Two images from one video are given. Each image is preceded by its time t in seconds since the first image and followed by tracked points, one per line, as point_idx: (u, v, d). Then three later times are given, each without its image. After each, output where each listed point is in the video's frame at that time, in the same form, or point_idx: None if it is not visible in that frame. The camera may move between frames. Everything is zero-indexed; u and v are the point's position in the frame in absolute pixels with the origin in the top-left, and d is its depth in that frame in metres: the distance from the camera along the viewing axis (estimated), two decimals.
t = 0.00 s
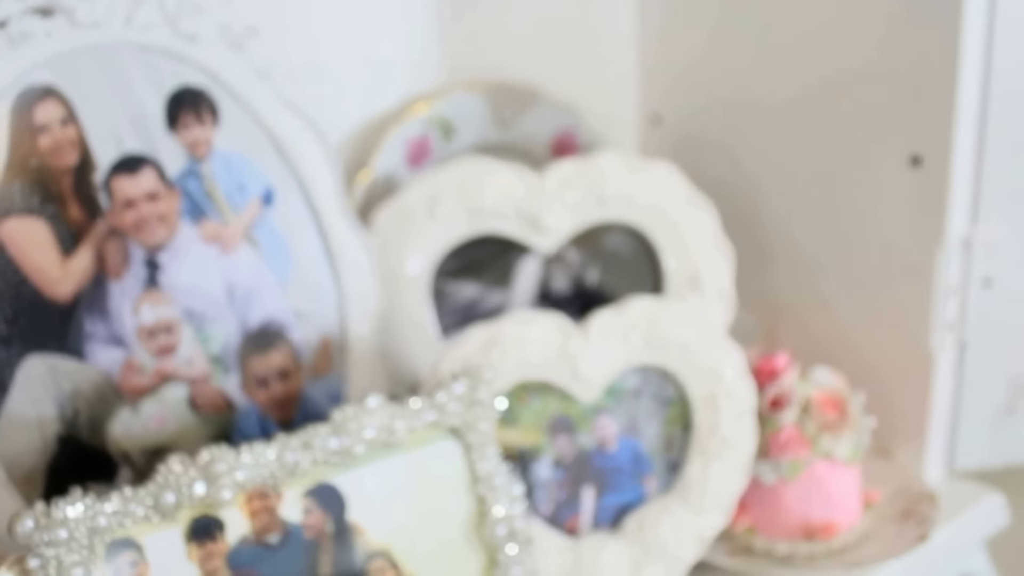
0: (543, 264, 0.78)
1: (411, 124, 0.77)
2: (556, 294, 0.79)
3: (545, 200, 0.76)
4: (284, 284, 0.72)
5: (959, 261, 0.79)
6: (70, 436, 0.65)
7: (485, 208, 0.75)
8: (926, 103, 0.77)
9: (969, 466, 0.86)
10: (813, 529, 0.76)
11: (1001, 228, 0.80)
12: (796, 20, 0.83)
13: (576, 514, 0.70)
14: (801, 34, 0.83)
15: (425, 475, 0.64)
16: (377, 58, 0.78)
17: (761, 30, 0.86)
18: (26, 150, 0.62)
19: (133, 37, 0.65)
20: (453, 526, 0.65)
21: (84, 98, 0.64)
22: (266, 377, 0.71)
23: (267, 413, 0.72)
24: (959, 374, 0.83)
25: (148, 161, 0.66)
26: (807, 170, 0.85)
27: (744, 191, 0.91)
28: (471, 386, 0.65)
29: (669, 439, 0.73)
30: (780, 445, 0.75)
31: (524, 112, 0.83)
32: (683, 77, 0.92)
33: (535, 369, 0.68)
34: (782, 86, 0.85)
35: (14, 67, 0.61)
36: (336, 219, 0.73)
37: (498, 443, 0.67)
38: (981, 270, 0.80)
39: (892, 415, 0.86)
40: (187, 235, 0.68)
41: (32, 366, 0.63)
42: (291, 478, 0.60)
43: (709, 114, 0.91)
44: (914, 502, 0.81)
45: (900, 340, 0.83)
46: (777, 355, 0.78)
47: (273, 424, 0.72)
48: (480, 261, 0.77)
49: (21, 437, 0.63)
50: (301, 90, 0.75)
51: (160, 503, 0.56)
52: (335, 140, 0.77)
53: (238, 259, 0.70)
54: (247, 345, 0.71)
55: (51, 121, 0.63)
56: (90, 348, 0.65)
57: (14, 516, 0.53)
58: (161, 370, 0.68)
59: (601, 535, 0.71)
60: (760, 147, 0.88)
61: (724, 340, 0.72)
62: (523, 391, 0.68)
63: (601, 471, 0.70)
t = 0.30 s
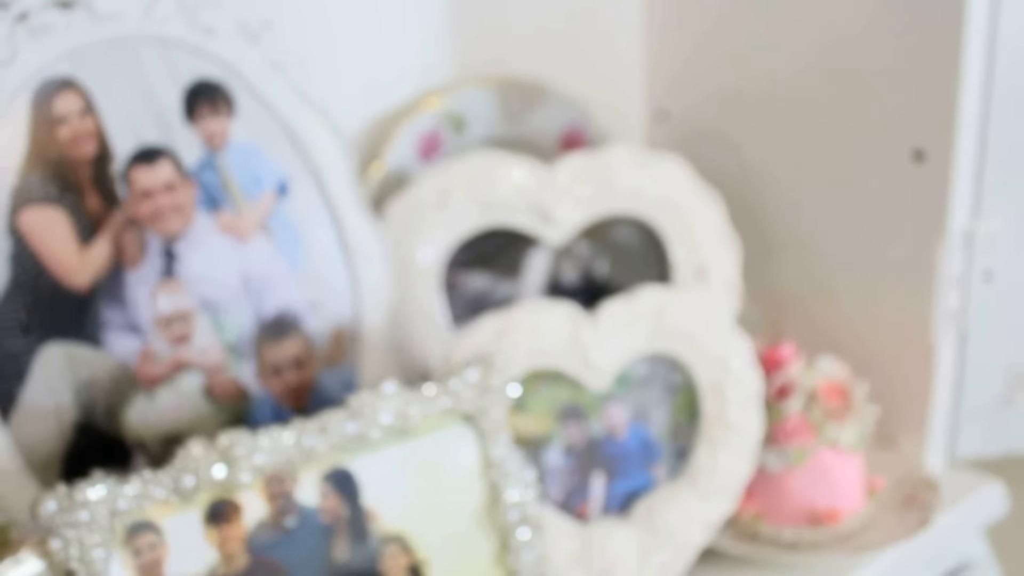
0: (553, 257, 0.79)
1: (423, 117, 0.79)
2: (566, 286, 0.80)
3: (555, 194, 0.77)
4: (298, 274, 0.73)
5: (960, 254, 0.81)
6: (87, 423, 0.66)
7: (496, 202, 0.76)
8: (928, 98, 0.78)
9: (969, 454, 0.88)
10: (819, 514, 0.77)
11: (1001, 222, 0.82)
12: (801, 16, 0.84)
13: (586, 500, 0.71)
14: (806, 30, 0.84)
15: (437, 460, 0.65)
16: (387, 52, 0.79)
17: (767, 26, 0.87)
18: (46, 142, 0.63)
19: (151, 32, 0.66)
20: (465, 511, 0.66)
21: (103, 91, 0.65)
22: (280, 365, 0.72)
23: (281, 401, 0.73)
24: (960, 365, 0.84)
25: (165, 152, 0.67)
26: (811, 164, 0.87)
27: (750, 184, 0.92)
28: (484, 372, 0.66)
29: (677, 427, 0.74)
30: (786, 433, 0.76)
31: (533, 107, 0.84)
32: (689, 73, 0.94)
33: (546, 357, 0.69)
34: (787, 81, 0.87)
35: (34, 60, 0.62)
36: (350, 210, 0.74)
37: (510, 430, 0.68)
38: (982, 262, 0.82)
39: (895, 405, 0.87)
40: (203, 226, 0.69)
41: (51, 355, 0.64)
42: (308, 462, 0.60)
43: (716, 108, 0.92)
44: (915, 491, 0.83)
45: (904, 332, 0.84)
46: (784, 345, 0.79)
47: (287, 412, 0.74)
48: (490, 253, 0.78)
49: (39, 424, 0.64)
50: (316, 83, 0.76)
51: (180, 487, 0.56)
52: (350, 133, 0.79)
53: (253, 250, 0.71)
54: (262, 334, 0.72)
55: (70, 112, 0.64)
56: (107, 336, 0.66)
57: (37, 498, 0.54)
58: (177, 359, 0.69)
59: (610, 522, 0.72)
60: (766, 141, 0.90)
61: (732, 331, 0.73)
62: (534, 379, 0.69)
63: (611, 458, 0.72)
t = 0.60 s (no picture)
0: (568, 252, 0.80)
1: (444, 113, 0.81)
2: (581, 280, 0.82)
3: (571, 189, 0.79)
4: (319, 267, 0.74)
5: (969, 249, 0.83)
6: (113, 410, 0.67)
7: (513, 198, 0.78)
8: (939, 96, 0.80)
9: (978, 445, 0.90)
10: (827, 503, 0.79)
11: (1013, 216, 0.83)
12: (812, 16, 0.86)
13: (601, 488, 0.73)
14: (817, 29, 0.86)
15: (459, 447, 0.66)
16: (408, 49, 0.81)
17: (778, 26, 0.89)
18: (77, 135, 0.64)
19: (179, 29, 0.68)
20: (486, 497, 0.68)
21: (132, 84, 0.66)
22: (302, 355, 0.74)
23: (303, 390, 0.74)
24: (968, 358, 0.86)
25: (191, 146, 0.69)
26: (820, 162, 0.89)
27: (761, 180, 0.94)
28: (506, 361, 0.68)
29: (692, 417, 0.75)
30: (796, 424, 0.78)
31: (550, 104, 0.86)
32: (701, 71, 0.95)
33: (565, 347, 0.71)
34: (797, 79, 0.89)
35: (67, 55, 0.64)
36: (372, 204, 0.75)
37: (530, 419, 0.70)
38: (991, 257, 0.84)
39: (903, 397, 0.89)
40: (228, 218, 0.71)
41: (79, 343, 0.65)
42: (334, 447, 0.62)
43: (727, 106, 0.94)
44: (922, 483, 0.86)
45: (914, 325, 0.86)
46: (797, 338, 0.82)
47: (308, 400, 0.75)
48: (508, 247, 0.80)
49: (66, 411, 0.66)
50: (340, 78, 0.77)
51: (211, 470, 0.58)
52: (371, 127, 0.80)
53: (277, 242, 0.72)
54: (285, 325, 0.73)
55: (100, 106, 0.65)
56: (134, 325, 0.67)
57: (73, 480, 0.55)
58: (201, 348, 0.70)
59: (625, 509, 0.74)
60: (776, 139, 0.91)
61: (746, 321, 0.75)
62: (553, 369, 0.71)
63: (627, 447, 0.73)
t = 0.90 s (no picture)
0: (586, 248, 0.82)
1: (463, 111, 0.82)
2: (600, 274, 0.83)
3: (590, 184, 0.80)
4: (347, 259, 0.76)
5: (980, 248, 0.85)
6: (147, 397, 0.69)
7: (534, 195, 0.80)
8: (951, 96, 0.82)
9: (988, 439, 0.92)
10: (842, 493, 0.81)
11: (1023, 214, 0.85)
12: (825, 19, 0.88)
13: (623, 477, 0.75)
14: (830, 31, 0.88)
15: (486, 434, 0.68)
16: (428, 47, 0.83)
17: (791, 28, 0.91)
18: (113, 130, 0.65)
19: (213, 27, 0.69)
20: (510, 483, 0.69)
21: (166, 80, 0.68)
22: (330, 345, 0.76)
23: (331, 380, 0.76)
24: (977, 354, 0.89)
25: (222, 140, 0.70)
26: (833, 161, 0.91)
27: (775, 178, 0.96)
28: (531, 351, 0.70)
29: (709, 407, 0.77)
30: (811, 416, 0.80)
31: (568, 102, 0.88)
32: (716, 71, 0.97)
33: (587, 339, 0.72)
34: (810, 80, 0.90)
35: (104, 51, 0.65)
36: (398, 198, 0.77)
37: (553, 409, 0.71)
38: (1000, 255, 0.86)
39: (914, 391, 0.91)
40: (258, 212, 0.72)
41: (115, 333, 0.67)
42: (364, 432, 0.63)
43: (740, 106, 0.96)
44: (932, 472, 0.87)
45: (925, 321, 0.88)
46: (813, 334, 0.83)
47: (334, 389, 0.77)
48: (528, 241, 0.81)
49: (101, 397, 0.67)
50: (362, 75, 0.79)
51: (248, 453, 0.60)
52: (395, 123, 0.82)
53: (305, 235, 0.74)
54: (314, 315, 0.75)
55: (134, 101, 0.66)
56: (167, 315, 0.69)
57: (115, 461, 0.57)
58: (232, 338, 0.72)
59: (645, 497, 0.75)
60: (789, 138, 0.93)
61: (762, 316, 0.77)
62: (574, 360, 0.73)
63: (648, 437, 0.75)
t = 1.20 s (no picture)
0: (607, 230, 0.84)
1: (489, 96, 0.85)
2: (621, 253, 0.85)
3: (611, 167, 0.82)
4: (373, 239, 0.78)
5: (993, 229, 0.87)
6: (181, 370, 0.71)
7: (558, 176, 0.81)
8: (966, 80, 0.84)
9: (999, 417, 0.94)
10: (860, 470, 0.82)
11: None
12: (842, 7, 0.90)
13: (646, 451, 0.77)
14: (847, 19, 0.90)
15: (513, 405, 0.70)
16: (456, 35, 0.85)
17: (808, 16, 0.93)
18: (150, 109, 0.67)
19: (250, 10, 0.71)
20: (535, 455, 0.71)
21: (203, 61, 0.69)
22: (359, 322, 0.78)
23: (359, 356, 0.78)
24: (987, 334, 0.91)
25: (256, 121, 0.72)
26: (848, 146, 0.92)
27: (790, 163, 0.97)
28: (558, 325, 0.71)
29: (728, 383, 0.79)
30: (827, 393, 0.82)
31: (588, 88, 0.90)
32: (734, 58, 1.00)
33: (611, 316, 0.74)
34: (826, 67, 0.92)
35: (143, 32, 0.66)
36: (425, 179, 0.79)
37: (579, 385, 0.73)
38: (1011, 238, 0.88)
39: (929, 370, 0.92)
40: (291, 191, 0.74)
41: (152, 307, 0.69)
42: (396, 401, 0.65)
43: (757, 93, 0.99)
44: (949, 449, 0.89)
45: (939, 301, 0.90)
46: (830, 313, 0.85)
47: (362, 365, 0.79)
48: (550, 222, 0.83)
49: (138, 369, 0.69)
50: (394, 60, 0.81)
51: (287, 422, 0.61)
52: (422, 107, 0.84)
53: (334, 214, 0.76)
54: (343, 293, 0.77)
55: (171, 82, 0.68)
56: (202, 290, 0.70)
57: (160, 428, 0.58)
58: (263, 314, 0.73)
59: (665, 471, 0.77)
60: (807, 123, 0.95)
61: (782, 296, 0.79)
62: (597, 336, 0.74)
63: (669, 412, 0.77)
